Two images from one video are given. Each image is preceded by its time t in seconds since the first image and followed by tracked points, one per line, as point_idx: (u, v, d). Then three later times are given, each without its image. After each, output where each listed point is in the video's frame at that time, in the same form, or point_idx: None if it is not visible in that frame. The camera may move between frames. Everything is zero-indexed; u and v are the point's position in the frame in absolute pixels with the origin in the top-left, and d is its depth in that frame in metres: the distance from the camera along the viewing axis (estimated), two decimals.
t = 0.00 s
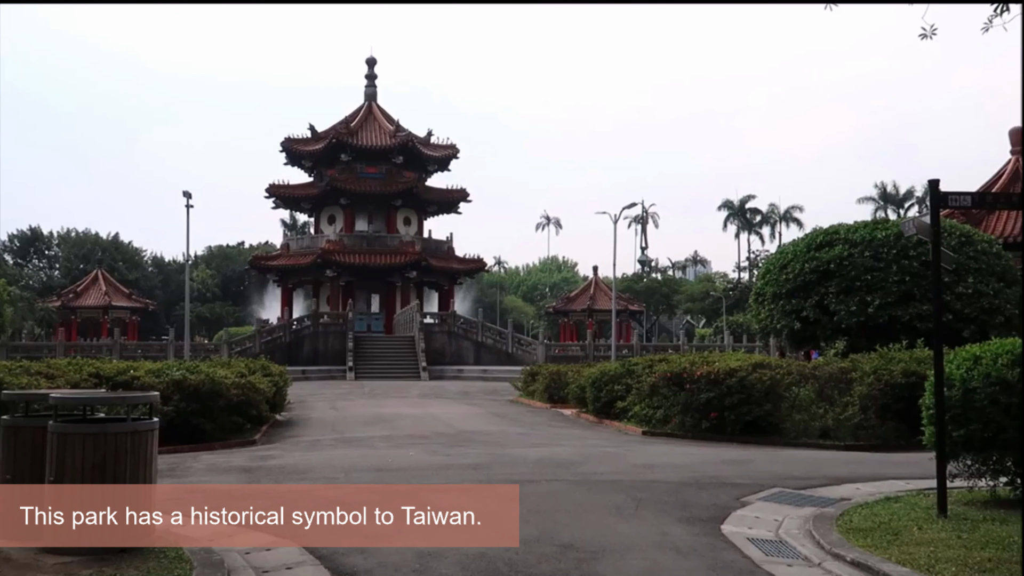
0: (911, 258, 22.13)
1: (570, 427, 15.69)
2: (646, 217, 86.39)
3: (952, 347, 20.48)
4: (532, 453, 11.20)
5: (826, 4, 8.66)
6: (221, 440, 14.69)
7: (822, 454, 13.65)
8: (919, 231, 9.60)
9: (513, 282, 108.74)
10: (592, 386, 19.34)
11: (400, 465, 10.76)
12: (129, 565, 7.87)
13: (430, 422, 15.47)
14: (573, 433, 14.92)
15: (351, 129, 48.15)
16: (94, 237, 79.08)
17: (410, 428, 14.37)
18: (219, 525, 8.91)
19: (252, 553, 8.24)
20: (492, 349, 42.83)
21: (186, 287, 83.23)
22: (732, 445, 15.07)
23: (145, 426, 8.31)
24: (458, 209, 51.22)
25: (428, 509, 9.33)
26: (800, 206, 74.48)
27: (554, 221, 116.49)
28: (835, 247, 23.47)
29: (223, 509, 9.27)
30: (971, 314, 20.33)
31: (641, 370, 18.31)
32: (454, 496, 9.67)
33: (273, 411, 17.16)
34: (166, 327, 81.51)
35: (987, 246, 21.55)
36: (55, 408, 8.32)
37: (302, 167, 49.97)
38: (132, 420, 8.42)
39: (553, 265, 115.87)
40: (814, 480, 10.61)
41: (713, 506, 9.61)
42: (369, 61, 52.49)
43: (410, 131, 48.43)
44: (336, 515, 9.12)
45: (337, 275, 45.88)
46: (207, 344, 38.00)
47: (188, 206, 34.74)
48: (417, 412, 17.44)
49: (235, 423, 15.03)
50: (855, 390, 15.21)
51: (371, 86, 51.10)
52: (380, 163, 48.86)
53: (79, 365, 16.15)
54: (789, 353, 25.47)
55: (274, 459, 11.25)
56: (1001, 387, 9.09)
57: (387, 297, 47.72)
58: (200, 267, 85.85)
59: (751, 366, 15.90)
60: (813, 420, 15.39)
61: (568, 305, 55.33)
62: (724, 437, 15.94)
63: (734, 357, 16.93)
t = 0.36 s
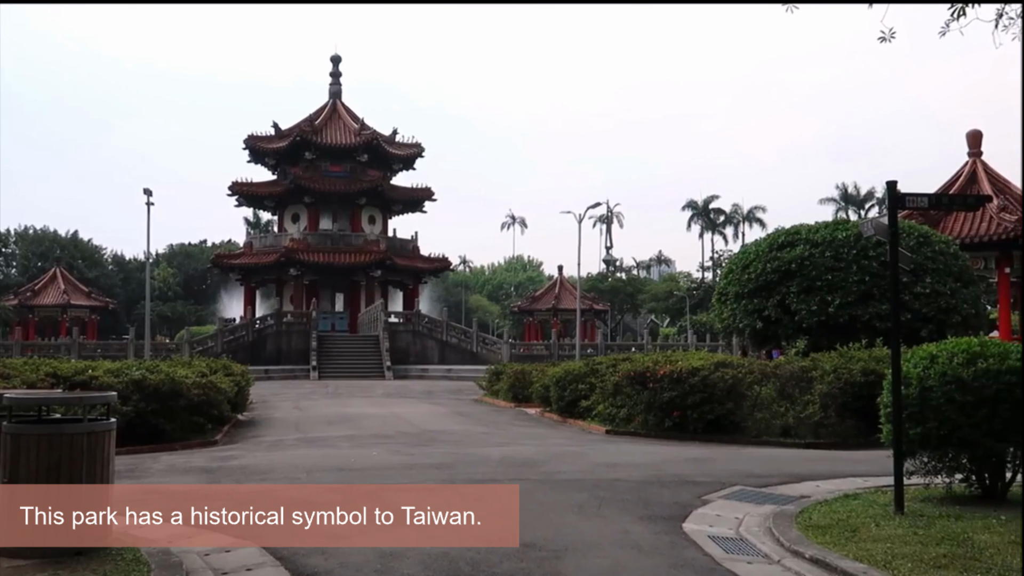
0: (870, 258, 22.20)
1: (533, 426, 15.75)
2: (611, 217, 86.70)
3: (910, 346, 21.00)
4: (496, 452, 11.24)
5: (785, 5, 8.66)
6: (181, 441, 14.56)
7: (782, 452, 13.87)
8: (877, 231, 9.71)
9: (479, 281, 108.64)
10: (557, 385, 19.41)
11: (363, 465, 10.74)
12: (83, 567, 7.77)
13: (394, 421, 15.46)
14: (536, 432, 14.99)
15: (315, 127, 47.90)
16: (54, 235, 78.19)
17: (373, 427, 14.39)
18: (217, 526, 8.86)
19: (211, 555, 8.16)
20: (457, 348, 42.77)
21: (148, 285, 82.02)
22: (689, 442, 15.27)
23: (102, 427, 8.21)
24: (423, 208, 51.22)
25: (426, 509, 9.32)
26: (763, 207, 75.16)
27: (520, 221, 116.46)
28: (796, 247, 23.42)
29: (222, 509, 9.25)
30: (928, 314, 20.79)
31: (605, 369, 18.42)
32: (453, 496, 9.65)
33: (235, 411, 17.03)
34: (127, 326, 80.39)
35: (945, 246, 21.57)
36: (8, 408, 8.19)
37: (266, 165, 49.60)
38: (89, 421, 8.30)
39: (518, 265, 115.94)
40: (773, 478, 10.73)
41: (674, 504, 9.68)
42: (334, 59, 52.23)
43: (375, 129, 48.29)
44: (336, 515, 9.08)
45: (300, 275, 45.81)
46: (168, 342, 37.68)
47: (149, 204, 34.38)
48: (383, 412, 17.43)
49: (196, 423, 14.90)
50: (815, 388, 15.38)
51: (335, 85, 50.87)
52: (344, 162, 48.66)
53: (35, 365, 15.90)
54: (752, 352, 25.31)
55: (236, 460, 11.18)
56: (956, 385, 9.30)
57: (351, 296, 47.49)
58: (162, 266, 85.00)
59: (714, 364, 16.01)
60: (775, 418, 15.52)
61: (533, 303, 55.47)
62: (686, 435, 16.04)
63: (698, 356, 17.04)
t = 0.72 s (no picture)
0: (830, 259, 22.19)
1: (495, 426, 15.77)
2: (574, 217, 86.98)
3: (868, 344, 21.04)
4: (458, 452, 11.27)
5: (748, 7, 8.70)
6: (140, 442, 14.40)
7: (740, 451, 14.03)
8: (837, 233, 9.87)
9: (443, 281, 108.17)
10: (520, 385, 19.46)
11: (324, 466, 10.71)
12: (35, 570, 7.63)
13: (357, 421, 15.42)
14: (499, 432, 15.01)
15: (277, 125, 47.54)
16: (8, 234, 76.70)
17: (335, 428, 14.38)
18: (219, 526, 8.82)
19: (168, 557, 8.04)
20: (420, 348, 42.70)
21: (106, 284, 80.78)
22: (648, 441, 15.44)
23: (56, 429, 8.09)
24: (386, 207, 51.13)
25: (427, 509, 9.34)
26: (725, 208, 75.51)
27: (484, 221, 116.36)
28: (757, 247, 23.37)
29: (223, 509, 9.23)
30: (886, 313, 20.84)
31: (569, 368, 18.50)
32: (451, 496, 9.70)
33: (195, 412, 16.88)
34: (84, 326, 79.17)
35: (903, 248, 21.80)
36: None
37: (227, 163, 49.15)
38: (43, 422, 8.18)
39: (482, 265, 115.70)
40: (735, 477, 10.82)
41: (635, 503, 9.75)
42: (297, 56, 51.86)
43: (338, 129, 48.04)
44: (336, 515, 9.07)
45: (262, 274, 45.46)
46: (126, 343, 37.33)
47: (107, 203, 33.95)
48: (346, 412, 17.40)
49: (155, 425, 14.76)
50: (777, 387, 15.56)
51: (298, 83, 50.51)
52: (307, 161, 48.35)
53: None
54: (714, 352, 25.15)
55: (196, 461, 11.11)
56: (912, 385, 9.46)
57: (314, 296, 47.29)
58: (120, 265, 83.77)
59: (676, 364, 16.15)
60: (736, 417, 15.73)
61: (497, 304, 55.30)
62: (648, 435, 16.16)
63: (660, 356, 17.16)
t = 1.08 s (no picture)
0: (781, 260, 22.44)
1: (447, 426, 15.82)
2: (530, 217, 87.23)
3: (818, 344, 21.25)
4: (411, 452, 11.28)
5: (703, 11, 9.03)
6: (86, 444, 14.19)
7: (690, 450, 14.21)
8: (786, 234, 10.03)
9: (398, 281, 107.63)
10: (474, 385, 19.54)
11: (275, 467, 10.65)
12: None
13: (308, 422, 15.35)
14: (451, 432, 15.06)
15: (230, 123, 47.10)
16: None
17: (288, 429, 14.31)
18: (219, 526, 8.73)
19: (114, 560, 7.86)
20: (375, 349, 42.66)
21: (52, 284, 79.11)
22: (598, 440, 15.59)
23: None
24: (341, 206, 51.01)
25: (427, 509, 9.38)
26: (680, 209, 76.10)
27: (440, 221, 116.11)
28: (710, 248, 23.51)
29: (223, 509, 9.17)
30: (835, 313, 21.03)
31: (522, 368, 18.59)
32: (446, 496, 9.76)
33: (143, 413, 16.67)
34: (30, 326, 77.47)
35: (851, 249, 22.13)
36: None
37: (178, 161, 48.56)
38: None
39: (438, 265, 115.52)
40: (685, 475, 10.95)
41: (588, 502, 9.81)
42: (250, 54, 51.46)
43: (292, 127, 47.78)
44: (337, 514, 9.04)
45: (214, 274, 44.98)
46: (73, 345, 36.79)
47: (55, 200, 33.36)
48: (298, 413, 17.31)
49: (101, 426, 14.55)
50: (727, 387, 15.69)
51: (251, 81, 50.12)
52: (261, 159, 47.98)
53: None
54: (668, 352, 25.20)
55: (143, 463, 10.96)
56: (860, 384, 9.63)
57: (267, 295, 47.14)
58: (68, 263, 82.12)
59: (629, 364, 16.32)
60: (688, 417, 15.93)
61: (452, 304, 55.27)
62: (602, 435, 16.28)
63: (613, 356, 17.30)
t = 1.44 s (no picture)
0: (741, 257, 22.63)
1: (408, 422, 15.87)
2: (494, 212, 87.32)
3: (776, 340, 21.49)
4: (372, 449, 11.28)
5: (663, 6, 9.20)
6: (41, 441, 13.98)
7: (649, 445, 14.37)
8: (745, 231, 10.13)
9: (360, 277, 107.00)
10: (436, 381, 19.57)
11: (235, 464, 10.60)
12: None
13: (268, 418, 15.30)
14: (412, 428, 15.11)
15: (189, 116, 46.56)
16: None
17: (247, 425, 14.24)
18: (219, 526, 8.63)
19: (68, 559, 7.73)
20: (336, 344, 42.74)
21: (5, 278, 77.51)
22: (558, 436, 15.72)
23: None
24: (302, 201, 50.79)
25: (427, 509, 9.37)
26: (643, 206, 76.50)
27: (402, 216, 115.38)
28: (671, 245, 23.66)
29: (223, 509, 9.10)
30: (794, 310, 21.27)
31: (484, 364, 18.64)
32: (438, 495, 9.73)
33: (99, 410, 16.47)
34: None
35: (809, 247, 22.39)
36: None
37: (136, 154, 47.91)
38: None
39: (400, 261, 115.22)
40: (645, 471, 11.06)
41: (550, 498, 9.86)
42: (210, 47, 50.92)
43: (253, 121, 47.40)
44: (337, 514, 8.98)
45: (173, 269, 44.39)
46: (27, 340, 36.10)
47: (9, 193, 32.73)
48: (258, 410, 17.26)
49: (56, 423, 14.34)
50: (688, 383, 15.76)
51: (211, 73, 49.60)
52: (221, 153, 47.54)
53: None
54: (630, 349, 25.38)
55: (99, 460, 10.84)
56: (817, 379, 9.75)
57: (227, 290, 46.98)
58: (22, 257, 80.57)
59: (590, 361, 16.46)
60: (649, 413, 16.05)
61: (414, 299, 55.19)
62: (563, 430, 16.38)
63: (575, 351, 17.42)
